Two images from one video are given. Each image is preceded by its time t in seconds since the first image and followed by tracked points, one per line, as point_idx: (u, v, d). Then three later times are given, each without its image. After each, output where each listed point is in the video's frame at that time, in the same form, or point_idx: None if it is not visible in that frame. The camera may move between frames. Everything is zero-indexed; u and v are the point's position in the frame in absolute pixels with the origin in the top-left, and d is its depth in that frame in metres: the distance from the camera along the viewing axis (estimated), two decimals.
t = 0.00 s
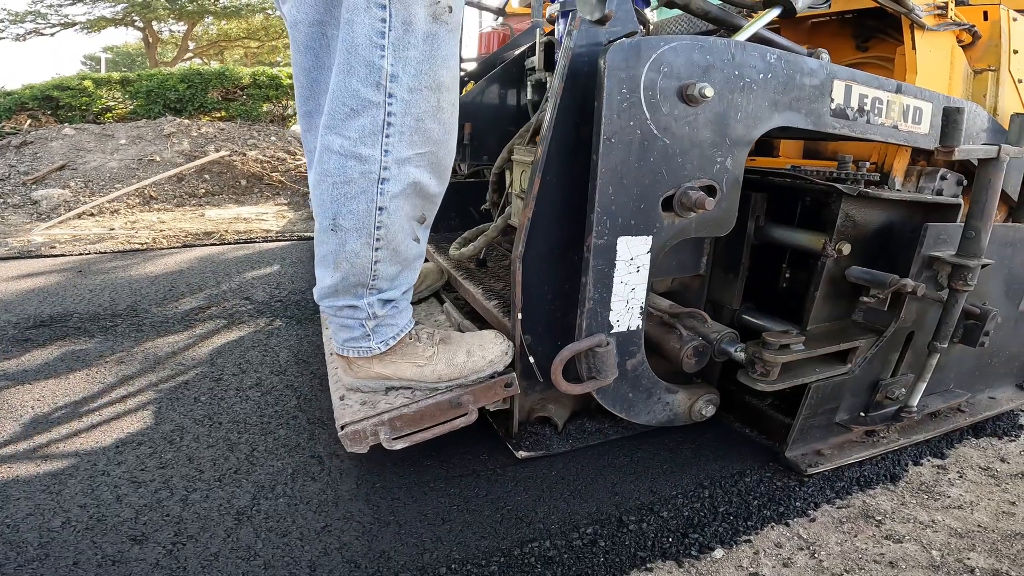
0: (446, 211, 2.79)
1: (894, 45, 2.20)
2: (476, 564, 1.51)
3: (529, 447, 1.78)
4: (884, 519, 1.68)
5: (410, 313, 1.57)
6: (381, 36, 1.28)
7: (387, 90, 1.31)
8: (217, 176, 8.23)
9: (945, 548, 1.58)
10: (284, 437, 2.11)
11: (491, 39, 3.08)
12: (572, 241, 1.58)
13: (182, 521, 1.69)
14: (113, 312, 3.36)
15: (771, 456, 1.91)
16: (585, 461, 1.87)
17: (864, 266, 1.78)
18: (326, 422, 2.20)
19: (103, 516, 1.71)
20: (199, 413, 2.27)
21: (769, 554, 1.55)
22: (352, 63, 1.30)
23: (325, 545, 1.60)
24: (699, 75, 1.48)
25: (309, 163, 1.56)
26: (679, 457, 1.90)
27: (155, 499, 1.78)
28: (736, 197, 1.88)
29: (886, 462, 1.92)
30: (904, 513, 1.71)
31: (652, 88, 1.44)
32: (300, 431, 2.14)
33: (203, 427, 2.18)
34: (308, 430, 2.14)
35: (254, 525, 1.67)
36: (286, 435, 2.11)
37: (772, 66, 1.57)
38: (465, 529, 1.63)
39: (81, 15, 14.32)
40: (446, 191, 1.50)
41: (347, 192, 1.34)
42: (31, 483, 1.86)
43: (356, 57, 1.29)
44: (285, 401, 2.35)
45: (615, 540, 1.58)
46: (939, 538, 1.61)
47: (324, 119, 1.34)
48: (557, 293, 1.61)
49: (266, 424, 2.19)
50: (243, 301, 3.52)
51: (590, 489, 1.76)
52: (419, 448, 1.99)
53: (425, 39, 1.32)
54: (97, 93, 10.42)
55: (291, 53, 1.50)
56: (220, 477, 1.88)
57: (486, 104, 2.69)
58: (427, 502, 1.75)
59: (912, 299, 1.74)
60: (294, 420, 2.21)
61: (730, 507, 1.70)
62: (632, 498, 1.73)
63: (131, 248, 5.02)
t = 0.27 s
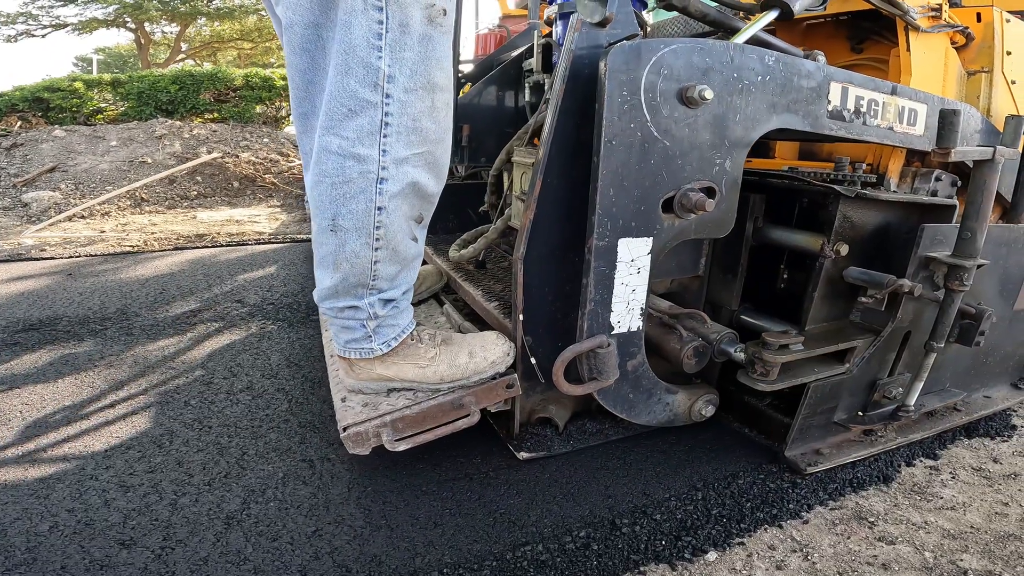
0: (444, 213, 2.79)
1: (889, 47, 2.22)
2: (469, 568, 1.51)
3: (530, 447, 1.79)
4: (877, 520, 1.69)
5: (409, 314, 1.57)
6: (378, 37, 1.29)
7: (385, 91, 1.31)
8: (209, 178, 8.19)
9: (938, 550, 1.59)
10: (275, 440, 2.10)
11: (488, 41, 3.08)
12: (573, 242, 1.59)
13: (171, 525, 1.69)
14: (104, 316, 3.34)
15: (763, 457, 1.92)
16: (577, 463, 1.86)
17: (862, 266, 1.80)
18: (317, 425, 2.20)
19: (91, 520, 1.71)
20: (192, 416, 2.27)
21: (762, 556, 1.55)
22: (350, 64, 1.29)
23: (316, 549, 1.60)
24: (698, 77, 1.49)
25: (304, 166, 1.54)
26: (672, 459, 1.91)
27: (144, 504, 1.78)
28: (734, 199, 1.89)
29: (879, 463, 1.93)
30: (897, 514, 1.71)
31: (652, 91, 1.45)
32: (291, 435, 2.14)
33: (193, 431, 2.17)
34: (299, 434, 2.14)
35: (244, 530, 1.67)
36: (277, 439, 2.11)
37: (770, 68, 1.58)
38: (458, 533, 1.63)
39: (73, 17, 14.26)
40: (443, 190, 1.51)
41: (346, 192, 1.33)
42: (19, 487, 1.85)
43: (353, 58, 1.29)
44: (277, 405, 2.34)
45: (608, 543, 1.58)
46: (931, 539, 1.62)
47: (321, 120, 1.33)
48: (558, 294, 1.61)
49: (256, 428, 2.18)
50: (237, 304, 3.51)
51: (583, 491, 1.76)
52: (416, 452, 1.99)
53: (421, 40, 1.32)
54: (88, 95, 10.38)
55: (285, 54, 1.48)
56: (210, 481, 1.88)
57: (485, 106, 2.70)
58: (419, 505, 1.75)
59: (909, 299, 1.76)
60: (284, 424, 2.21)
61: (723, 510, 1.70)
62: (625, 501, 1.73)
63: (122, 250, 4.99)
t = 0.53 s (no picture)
0: (440, 216, 2.80)
1: (878, 50, 2.25)
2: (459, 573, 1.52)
3: (529, 449, 1.80)
4: (866, 522, 1.70)
5: (409, 317, 1.57)
6: (371, 44, 1.29)
7: (379, 96, 1.32)
8: (198, 181, 8.15)
9: (925, 551, 1.60)
10: (264, 446, 2.10)
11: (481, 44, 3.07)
12: (570, 246, 1.60)
13: (160, 530, 1.69)
14: (91, 321, 3.32)
15: (753, 459, 1.94)
16: (569, 466, 1.87)
17: (854, 268, 1.83)
18: (307, 430, 2.20)
19: (80, 526, 1.71)
20: (184, 422, 2.27)
21: (752, 558, 1.56)
22: (344, 70, 1.30)
23: (307, 554, 1.60)
24: (694, 83, 1.52)
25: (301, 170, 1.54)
26: (662, 462, 1.92)
27: (132, 509, 1.78)
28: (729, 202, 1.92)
29: (868, 464, 1.95)
30: (885, 515, 1.73)
31: (649, 96, 1.47)
32: (280, 440, 2.14)
33: (182, 437, 2.17)
34: (289, 439, 2.14)
35: (234, 535, 1.67)
36: (267, 444, 2.11)
37: (763, 72, 1.61)
38: (449, 537, 1.64)
39: (62, 19, 14.17)
40: (440, 193, 1.51)
41: (343, 196, 1.33)
42: (6, 494, 1.85)
43: (347, 64, 1.30)
44: (266, 410, 2.34)
45: (599, 547, 1.59)
46: (919, 540, 1.64)
47: (316, 125, 1.34)
48: (556, 297, 1.63)
49: (246, 433, 2.18)
50: (228, 309, 3.50)
51: (574, 495, 1.77)
52: (411, 457, 2.00)
53: (414, 46, 1.33)
54: (76, 97, 10.32)
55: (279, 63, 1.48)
56: (199, 486, 1.88)
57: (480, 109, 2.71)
58: (410, 510, 1.75)
59: (900, 300, 1.79)
60: (274, 429, 2.21)
61: (714, 512, 1.71)
62: (615, 504, 1.74)
63: (110, 254, 4.96)
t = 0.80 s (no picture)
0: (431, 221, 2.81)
1: (861, 54, 2.30)
2: None
3: (525, 451, 1.81)
4: (851, 522, 1.73)
5: (405, 321, 1.57)
6: (371, 49, 1.29)
7: (378, 101, 1.32)
8: (181, 186, 8.08)
9: (910, 551, 1.62)
10: (250, 452, 2.10)
11: (470, 49, 3.08)
12: (564, 250, 1.62)
13: (144, 538, 1.69)
14: (73, 328, 3.28)
15: (738, 461, 1.96)
16: (557, 471, 1.88)
17: (840, 269, 1.87)
18: (293, 436, 2.19)
19: (62, 534, 1.70)
20: (172, 429, 2.26)
21: (739, 560, 1.58)
22: (344, 75, 1.29)
23: (294, 561, 1.60)
24: (684, 88, 1.54)
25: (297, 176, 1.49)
26: (649, 465, 1.94)
27: (115, 517, 1.77)
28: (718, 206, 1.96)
29: (853, 464, 1.97)
30: (870, 515, 1.75)
31: (640, 100, 1.50)
32: (266, 446, 2.13)
33: (166, 444, 2.16)
34: (275, 445, 2.14)
35: (219, 542, 1.67)
36: (253, 451, 2.10)
37: (751, 77, 1.64)
38: (437, 543, 1.64)
39: (41, 22, 14.00)
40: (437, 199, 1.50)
41: (341, 201, 1.33)
42: None
43: (347, 69, 1.29)
44: (252, 417, 2.34)
45: (587, 550, 1.60)
46: (903, 540, 1.66)
47: (314, 130, 1.33)
48: (549, 301, 1.64)
49: (231, 440, 2.17)
50: (213, 315, 3.48)
51: (562, 499, 1.78)
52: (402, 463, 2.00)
53: (414, 52, 1.33)
54: (55, 101, 10.20)
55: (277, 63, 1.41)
56: (184, 494, 1.87)
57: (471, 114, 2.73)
58: (398, 515, 1.76)
59: (885, 300, 1.83)
60: (260, 436, 2.20)
61: (701, 515, 1.73)
62: (603, 508, 1.75)
63: (91, 261, 4.91)
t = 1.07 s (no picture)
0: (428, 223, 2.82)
1: (854, 57, 2.33)
2: None
3: (525, 452, 1.81)
4: (842, 523, 1.75)
5: (408, 324, 1.58)
6: (387, 52, 1.26)
7: (393, 105, 1.29)
8: (173, 189, 8.05)
9: (901, 551, 1.64)
10: (241, 456, 2.10)
11: (467, 51, 3.10)
12: (563, 252, 1.64)
13: (135, 541, 1.69)
14: (64, 332, 3.28)
15: (729, 463, 1.99)
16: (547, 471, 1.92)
17: (835, 270, 1.90)
18: (285, 439, 2.20)
19: (52, 537, 1.70)
20: (167, 433, 2.26)
21: (731, 561, 1.60)
22: (359, 78, 1.27)
23: (286, 564, 1.61)
24: (681, 91, 1.57)
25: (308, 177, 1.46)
26: (642, 467, 1.96)
27: (106, 521, 1.77)
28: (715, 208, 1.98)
29: (844, 465, 2.01)
30: (860, 516, 1.78)
31: (638, 104, 1.52)
32: (258, 450, 2.14)
33: (157, 448, 2.16)
34: (267, 449, 2.14)
35: (211, 546, 1.68)
36: (244, 455, 2.11)
37: (747, 80, 1.67)
38: (430, 546, 1.66)
39: (32, 24, 13.93)
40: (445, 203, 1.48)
41: (351, 205, 1.31)
42: None
43: (363, 72, 1.26)
44: (243, 420, 2.34)
45: (580, 552, 1.62)
46: (894, 541, 1.68)
47: (327, 132, 1.30)
48: (549, 303, 1.66)
49: (223, 444, 2.18)
50: (206, 318, 3.47)
51: (555, 502, 1.80)
52: (397, 466, 2.01)
53: (430, 56, 1.30)
54: (46, 103, 10.15)
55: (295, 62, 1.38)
56: (175, 497, 1.88)
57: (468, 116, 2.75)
58: (390, 518, 1.77)
59: (879, 301, 1.86)
60: (251, 439, 2.21)
61: (693, 517, 1.75)
62: (596, 510, 1.77)
63: (82, 264, 4.89)
